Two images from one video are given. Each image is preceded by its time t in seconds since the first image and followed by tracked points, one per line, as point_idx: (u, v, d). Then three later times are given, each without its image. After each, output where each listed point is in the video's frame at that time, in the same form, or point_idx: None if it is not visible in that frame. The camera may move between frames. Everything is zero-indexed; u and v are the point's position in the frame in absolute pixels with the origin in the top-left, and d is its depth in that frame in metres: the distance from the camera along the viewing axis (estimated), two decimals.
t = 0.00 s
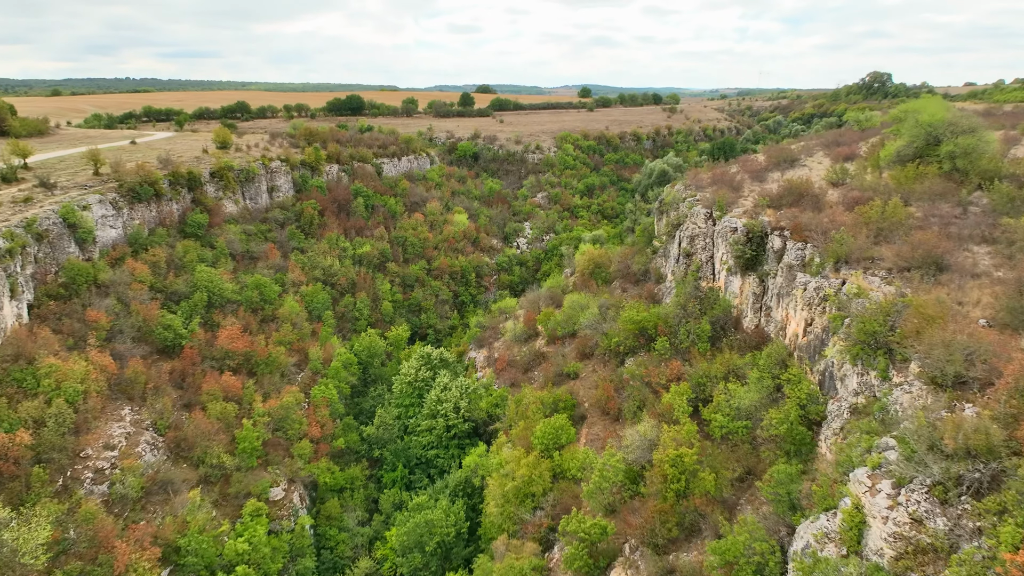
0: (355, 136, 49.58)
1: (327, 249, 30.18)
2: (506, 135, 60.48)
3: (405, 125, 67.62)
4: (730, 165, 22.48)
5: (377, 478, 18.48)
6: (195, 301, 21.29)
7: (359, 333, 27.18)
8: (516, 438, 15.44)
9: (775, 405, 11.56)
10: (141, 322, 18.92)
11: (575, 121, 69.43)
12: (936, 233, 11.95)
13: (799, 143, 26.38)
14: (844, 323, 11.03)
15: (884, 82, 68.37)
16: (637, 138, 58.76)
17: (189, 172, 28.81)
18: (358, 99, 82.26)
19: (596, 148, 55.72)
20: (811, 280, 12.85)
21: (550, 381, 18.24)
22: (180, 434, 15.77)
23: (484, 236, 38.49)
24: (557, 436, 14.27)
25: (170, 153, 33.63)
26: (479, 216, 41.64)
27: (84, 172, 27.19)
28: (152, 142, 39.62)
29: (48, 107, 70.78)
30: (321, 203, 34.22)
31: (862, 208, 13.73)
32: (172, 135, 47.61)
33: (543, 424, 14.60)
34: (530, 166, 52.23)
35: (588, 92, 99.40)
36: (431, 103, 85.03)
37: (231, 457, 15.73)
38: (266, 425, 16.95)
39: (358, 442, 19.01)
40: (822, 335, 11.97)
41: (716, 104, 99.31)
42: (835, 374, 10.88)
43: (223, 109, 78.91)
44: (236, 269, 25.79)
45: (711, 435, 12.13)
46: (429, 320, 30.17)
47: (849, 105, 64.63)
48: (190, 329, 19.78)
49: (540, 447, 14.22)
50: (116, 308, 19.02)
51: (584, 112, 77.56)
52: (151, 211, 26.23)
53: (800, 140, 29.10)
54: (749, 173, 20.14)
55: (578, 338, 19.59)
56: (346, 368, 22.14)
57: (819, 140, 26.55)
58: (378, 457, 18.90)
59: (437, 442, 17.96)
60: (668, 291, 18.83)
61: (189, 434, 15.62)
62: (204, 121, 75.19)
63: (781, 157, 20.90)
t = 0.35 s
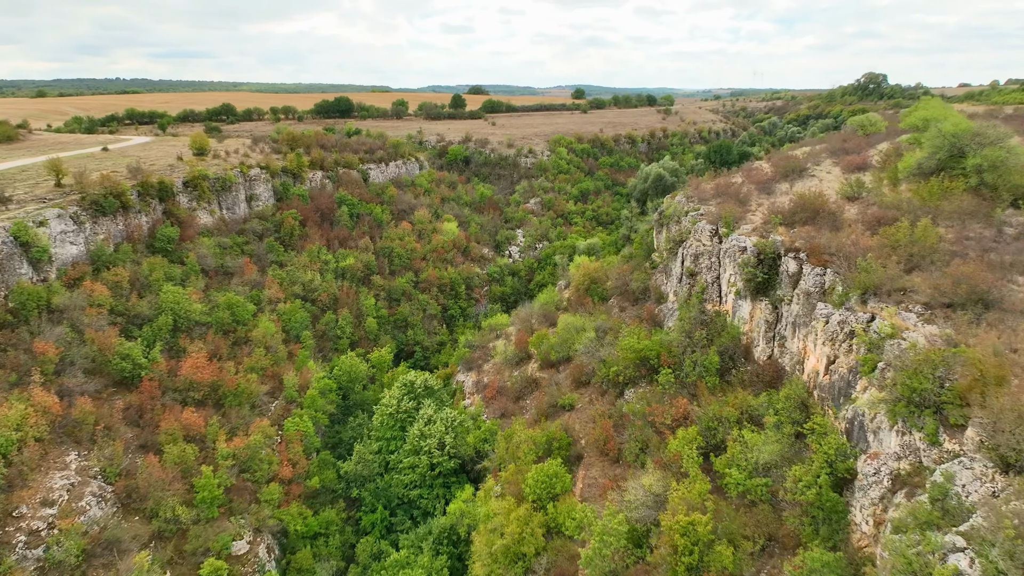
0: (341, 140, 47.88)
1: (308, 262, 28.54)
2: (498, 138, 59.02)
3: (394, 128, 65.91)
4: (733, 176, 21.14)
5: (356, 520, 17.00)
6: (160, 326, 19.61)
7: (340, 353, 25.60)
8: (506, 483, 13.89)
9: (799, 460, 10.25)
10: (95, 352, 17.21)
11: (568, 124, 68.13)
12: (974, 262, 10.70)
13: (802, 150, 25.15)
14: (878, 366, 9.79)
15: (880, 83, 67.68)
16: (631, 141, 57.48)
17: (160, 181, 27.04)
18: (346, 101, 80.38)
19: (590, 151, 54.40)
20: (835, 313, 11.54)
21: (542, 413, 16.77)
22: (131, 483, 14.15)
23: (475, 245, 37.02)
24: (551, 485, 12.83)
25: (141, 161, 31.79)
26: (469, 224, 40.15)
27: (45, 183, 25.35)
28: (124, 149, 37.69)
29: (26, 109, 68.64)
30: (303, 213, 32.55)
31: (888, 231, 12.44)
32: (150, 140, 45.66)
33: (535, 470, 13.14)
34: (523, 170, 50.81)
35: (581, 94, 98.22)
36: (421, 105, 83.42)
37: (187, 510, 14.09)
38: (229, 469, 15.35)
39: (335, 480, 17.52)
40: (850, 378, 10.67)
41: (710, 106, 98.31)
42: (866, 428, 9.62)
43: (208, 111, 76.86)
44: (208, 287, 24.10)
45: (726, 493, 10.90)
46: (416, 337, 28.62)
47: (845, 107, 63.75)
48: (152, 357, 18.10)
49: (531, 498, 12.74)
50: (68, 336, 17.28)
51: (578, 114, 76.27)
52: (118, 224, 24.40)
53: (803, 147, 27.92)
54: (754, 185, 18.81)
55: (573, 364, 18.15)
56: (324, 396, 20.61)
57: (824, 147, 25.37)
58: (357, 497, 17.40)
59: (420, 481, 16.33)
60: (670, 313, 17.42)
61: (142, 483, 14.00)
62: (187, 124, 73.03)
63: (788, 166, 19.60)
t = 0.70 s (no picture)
0: (327, 144, 46.16)
1: (288, 277, 26.88)
2: (491, 142, 57.61)
3: (384, 132, 64.19)
4: (739, 187, 19.73)
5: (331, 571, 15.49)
6: (119, 354, 17.99)
7: (321, 376, 24.00)
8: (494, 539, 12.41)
9: (833, 535, 8.94)
10: (43, 388, 15.39)
11: (562, 126, 66.74)
12: None
13: (809, 158, 23.85)
14: (924, 425, 8.48)
15: (876, 84, 66.80)
16: (627, 144, 56.15)
17: (129, 193, 25.28)
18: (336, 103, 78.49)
19: (585, 155, 53.01)
20: (867, 354, 10.18)
21: (535, 452, 15.32)
22: (73, 543, 12.56)
23: (466, 255, 35.49)
24: (545, 546, 11.38)
25: (111, 170, 29.96)
26: (460, 233, 38.62)
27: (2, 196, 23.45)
28: (96, 156, 35.81)
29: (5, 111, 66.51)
30: (283, 224, 30.87)
31: (924, 260, 11.04)
32: (127, 145, 43.72)
33: (528, 529, 11.71)
34: (516, 175, 49.33)
35: (575, 95, 97.11)
36: (412, 107, 81.86)
37: (135, 574, 12.61)
38: (187, 522, 13.88)
39: (309, 525, 16.12)
40: (888, 433, 9.32)
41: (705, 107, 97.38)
42: (910, 498, 8.31)
43: (193, 114, 74.85)
44: (177, 307, 22.40)
45: (746, 567, 9.56)
46: (403, 356, 27.00)
47: (842, 108, 62.75)
48: (107, 392, 16.36)
49: (523, 561, 11.32)
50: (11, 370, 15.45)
51: (572, 116, 74.89)
52: (81, 240, 22.57)
53: (807, 155, 26.65)
54: (763, 198, 17.42)
55: (569, 394, 16.67)
56: (299, 429, 19.12)
57: (831, 156, 24.11)
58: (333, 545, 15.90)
59: (402, 529, 14.72)
60: (675, 339, 15.96)
61: (84, 545, 12.44)
62: (170, 127, 70.85)
63: (798, 178, 18.24)
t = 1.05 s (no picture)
0: (313, 149, 44.46)
1: (266, 295, 25.21)
2: (483, 145, 56.18)
3: (374, 135, 62.52)
4: (747, 201, 18.33)
5: None
6: (72, 389, 16.41)
7: (299, 402, 22.39)
8: None
9: None
10: None
11: (557, 129, 65.34)
12: None
13: (818, 167, 22.53)
14: (990, 508, 7.10)
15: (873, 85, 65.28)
16: (623, 147, 54.82)
17: (93, 205, 23.55)
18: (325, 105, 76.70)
19: (581, 158, 51.62)
20: (911, 409, 8.78)
21: (528, 500, 13.88)
22: None
23: (457, 265, 33.94)
24: None
25: (78, 180, 28.17)
26: (451, 242, 37.07)
27: None
28: (66, 164, 33.98)
29: None
30: (263, 235, 29.20)
31: (971, 297, 9.66)
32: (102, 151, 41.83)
33: None
34: (509, 181, 47.84)
35: (570, 96, 95.83)
36: (404, 109, 80.25)
37: None
38: None
39: None
40: (941, 510, 7.91)
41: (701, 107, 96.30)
42: None
43: (178, 116, 72.79)
44: (142, 331, 20.75)
45: None
46: (389, 377, 25.38)
47: (840, 109, 61.74)
48: (54, 434, 14.65)
49: None
50: None
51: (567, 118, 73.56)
52: (39, 258, 20.83)
53: (813, 163, 25.35)
54: (773, 214, 16.04)
55: (565, 431, 15.21)
56: (272, 467, 17.71)
57: (840, 165, 22.82)
58: None
59: None
60: (682, 371, 14.45)
61: None
62: (154, 130, 68.82)
63: (811, 191, 16.91)
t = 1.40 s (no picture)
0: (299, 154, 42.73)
1: (241, 315, 23.61)
2: (476, 149, 54.68)
3: (364, 139, 60.90)
4: (757, 217, 16.93)
5: None
6: (16, 432, 14.73)
7: (276, 433, 20.92)
8: None
9: None
10: None
11: (552, 132, 63.89)
12: None
13: (830, 177, 21.12)
14: None
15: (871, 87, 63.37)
16: (620, 150, 53.42)
17: (54, 221, 21.90)
18: (315, 107, 74.93)
19: (576, 162, 50.12)
20: (975, 488, 7.36)
21: (520, 560, 12.36)
22: None
23: (447, 277, 32.39)
24: None
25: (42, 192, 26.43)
26: (442, 253, 35.54)
27: None
28: (34, 172, 32.14)
29: None
30: (240, 249, 27.55)
31: None
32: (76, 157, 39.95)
33: None
34: (503, 187, 46.36)
35: (565, 98, 94.44)
36: (395, 112, 78.61)
37: None
38: None
39: None
40: None
41: (698, 108, 95.12)
42: None
43: (163, 118, 70.71)
44: (102, 359, 19.16)
45: None
46: (373, 401, 23.80)
47: (839, 110, 60.56)
48: None
49: None
50: None
51: (562, 120, 72.15)
52: None
53: (821, 171, 23.99)
54: (788, 234, 14.64)
55: (562, 477, 13.72)
56: (239, 513, 16.08)
57: (852, 174, 21.45)
58: None
59: None
60: (693, 412, 12.97)
61: None
62: (138, 133, 66.88)
63: (827, 207, 15.54)
